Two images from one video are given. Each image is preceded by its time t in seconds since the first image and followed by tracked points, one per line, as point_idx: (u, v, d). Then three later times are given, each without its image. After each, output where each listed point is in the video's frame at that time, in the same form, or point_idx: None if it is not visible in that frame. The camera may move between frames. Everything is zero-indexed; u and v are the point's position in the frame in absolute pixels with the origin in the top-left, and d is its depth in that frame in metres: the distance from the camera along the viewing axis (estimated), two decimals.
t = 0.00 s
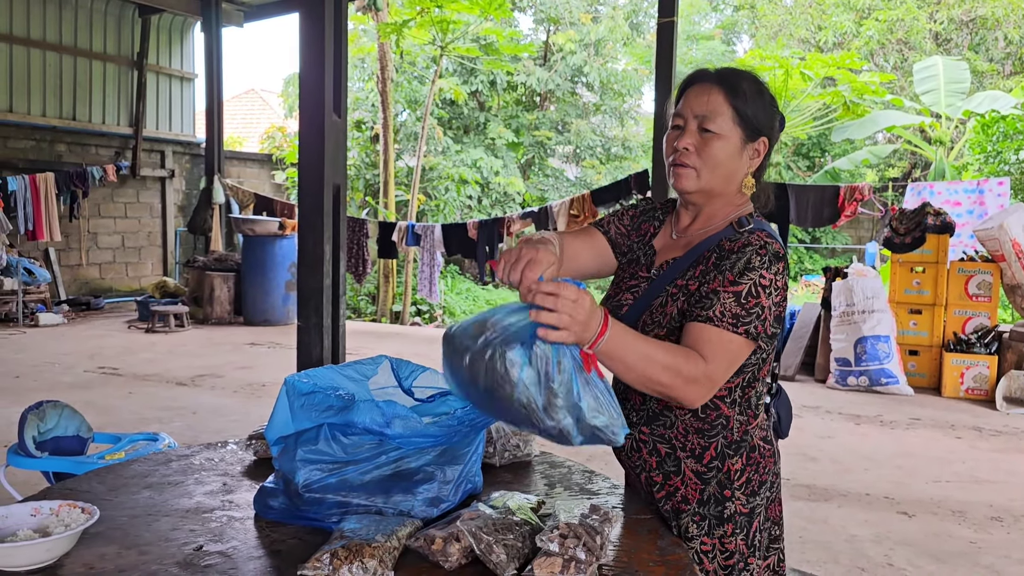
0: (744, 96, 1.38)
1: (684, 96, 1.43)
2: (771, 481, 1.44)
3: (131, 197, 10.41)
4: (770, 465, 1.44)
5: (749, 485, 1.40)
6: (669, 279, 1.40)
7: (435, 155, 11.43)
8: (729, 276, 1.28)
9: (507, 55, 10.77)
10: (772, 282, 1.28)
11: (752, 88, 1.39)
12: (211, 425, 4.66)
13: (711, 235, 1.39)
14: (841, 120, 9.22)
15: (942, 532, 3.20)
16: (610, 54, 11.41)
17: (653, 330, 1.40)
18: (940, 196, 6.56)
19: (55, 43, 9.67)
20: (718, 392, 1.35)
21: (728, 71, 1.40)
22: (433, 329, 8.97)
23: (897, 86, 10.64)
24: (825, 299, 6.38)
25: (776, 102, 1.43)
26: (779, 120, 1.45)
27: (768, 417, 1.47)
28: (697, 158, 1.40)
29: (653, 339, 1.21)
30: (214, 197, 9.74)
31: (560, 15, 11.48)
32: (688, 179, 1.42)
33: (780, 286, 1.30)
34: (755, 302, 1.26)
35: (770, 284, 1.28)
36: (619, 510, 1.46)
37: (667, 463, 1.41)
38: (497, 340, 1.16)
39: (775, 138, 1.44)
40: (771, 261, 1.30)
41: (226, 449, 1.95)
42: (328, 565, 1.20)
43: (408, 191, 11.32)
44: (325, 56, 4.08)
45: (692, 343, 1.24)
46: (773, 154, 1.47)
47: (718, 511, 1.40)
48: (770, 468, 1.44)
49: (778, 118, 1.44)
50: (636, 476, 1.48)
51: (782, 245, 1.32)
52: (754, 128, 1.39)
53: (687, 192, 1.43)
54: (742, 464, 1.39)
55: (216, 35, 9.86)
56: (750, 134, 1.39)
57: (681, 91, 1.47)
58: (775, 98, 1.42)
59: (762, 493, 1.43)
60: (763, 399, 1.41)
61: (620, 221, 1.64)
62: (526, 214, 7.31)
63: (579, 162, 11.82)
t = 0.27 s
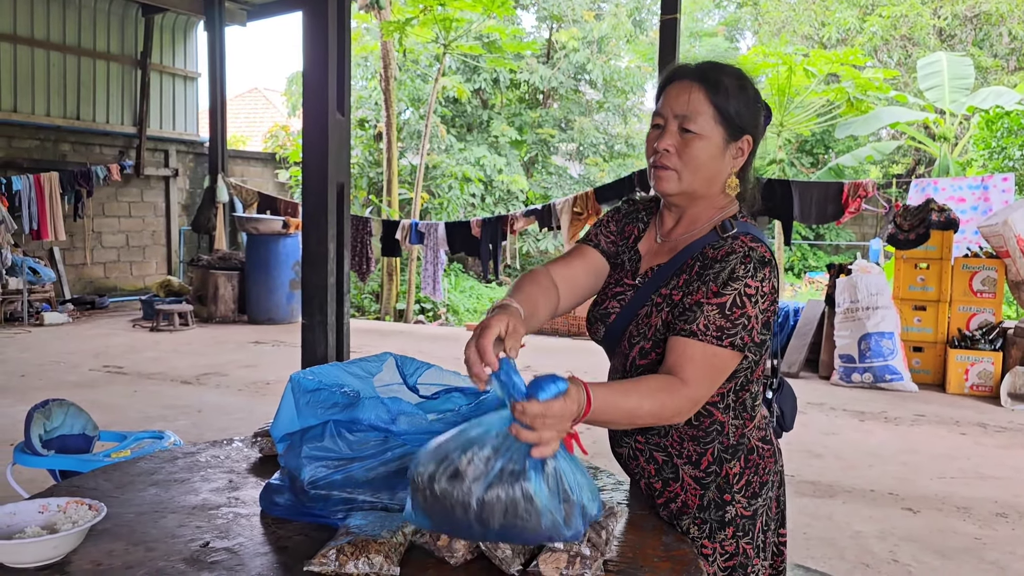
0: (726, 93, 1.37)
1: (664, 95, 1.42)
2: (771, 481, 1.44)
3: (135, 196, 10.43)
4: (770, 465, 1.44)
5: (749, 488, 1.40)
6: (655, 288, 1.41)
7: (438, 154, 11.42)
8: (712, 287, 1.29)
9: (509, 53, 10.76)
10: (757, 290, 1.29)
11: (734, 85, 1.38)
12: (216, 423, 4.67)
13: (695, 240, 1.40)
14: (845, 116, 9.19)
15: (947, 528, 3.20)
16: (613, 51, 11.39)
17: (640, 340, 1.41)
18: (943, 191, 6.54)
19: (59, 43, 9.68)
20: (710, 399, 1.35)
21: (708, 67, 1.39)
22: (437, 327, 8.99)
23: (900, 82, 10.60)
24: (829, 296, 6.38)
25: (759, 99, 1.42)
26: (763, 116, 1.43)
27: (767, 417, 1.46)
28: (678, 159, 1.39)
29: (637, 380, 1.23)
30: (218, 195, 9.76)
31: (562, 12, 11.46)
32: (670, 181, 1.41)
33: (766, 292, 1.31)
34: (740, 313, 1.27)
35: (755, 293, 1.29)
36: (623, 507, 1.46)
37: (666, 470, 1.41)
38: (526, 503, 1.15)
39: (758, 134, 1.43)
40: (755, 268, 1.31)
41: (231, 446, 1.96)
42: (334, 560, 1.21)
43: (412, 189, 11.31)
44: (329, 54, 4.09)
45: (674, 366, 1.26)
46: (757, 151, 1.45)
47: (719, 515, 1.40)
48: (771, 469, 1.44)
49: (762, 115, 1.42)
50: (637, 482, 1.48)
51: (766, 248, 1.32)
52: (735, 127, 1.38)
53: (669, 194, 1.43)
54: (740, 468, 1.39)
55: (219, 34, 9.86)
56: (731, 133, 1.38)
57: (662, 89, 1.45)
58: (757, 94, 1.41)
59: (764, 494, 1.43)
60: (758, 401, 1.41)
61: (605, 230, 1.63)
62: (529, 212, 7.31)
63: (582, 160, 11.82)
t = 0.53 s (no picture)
0: (693, 96, 1.29)
1: (630, 100, 1.34)
2: (770, 480, 1.43)
3: (139, 195, 10.45)
4: (768, 464, 1.42)
5: (747, 489, 1.39)
6: (634, 301, 1.35)
7: (441, 152, 11.42)
8: (690, 302, 1.25)
9: (513, 51, 10.75)
10: (737, 300, 1.25)
11: (700, 86, 1.30)
12: (220, 421, 4.68)
13: (671, 250, 1.33)
14: (849, 113, 9.17)
15: (951, 525, 3.20)
16: (616, 49, 11.39)
17: (622, 356, 1.36)
18: (948, 188, 6.53)
19: (63, 42, 9.70)
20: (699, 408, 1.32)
21: (674, 69, 1.31)
22: (441, 325, 9.00)
23: (905, 78, 10.58)
24: (833, 293, 6.36)
25: (730, 98, 1.34)
26: (734, 118, 1.36)
27: (763, 415, 1.44)
28: (648, 169, 1.31)
29: (621, 405, 1.20)
30: (221, 194, 9.79)
31: (565, 10, 11.45)
32: (641, 193, 1.34)
33: (747, 302, 1.26)
34: (721, 327, 1.23)
35: (735, 304, 1.25)
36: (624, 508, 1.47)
37: (663, 475, 1.41)
38: (571, 554, 1.15)
39: (731, 134, 1.35)
40: (734, 278, 1.25)
41: (236, 444, 1.96)
42: (338, 557, 1.22)
43: (415, 187, 11.32)
44: (332, 53, 4.09)
45: (656, 385, 1.23)
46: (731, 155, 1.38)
47: (717, 517, 1.39)
48: (769, 468, 1.42)
49: (732, 117, 1.35)
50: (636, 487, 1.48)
51: (744, 255, 1.27)
52: (705, 130, 1.30)
53: (641, 206, 1.36)
54: (736, 470, 1.37)
55: (222, 32, 9.86)
56: (701, 137, 1.31)
57: (627, 93, 1.38)
58: (727, 93, 1.33)
59: (763, 493, 1.41)
60: (753, 402, 1.39)
61: (583, 245, 1.53)
62: (533, 210, 7.30)
63: (585, 157, 11.82)
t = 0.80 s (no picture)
0: (652, 106, 1.25)
1: (592, 119, 1.31)
2: (771, 476, 1.43)
3: (145, 193, 10.49)
4: (769, 460, 1.42)
5: (749, 486, 1.39)
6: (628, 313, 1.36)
7: (446, 150, 11.44)
8: (688, 313, 1.25)
9: (517, 49, 10.75)
10: (734, 307, 1.25)
11: (659, 93, 1.25)
12: (226, 418, 4.71)
13: (660, 259, 1.33)
14: (853, 111, 9.16)
15: (954, 522, 3.20)
16: (621, 47, 11.41)
17: (620, 370, 1.36)
18: (952, 185, 6.53)
19: (69, 41, 9.74)
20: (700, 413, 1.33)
21: (629, 80, 1.27)
22: (446, 322, 9.02)
23: (909, 76, 10.55)
24: (837, 291, 6.36)
25: (693, 96, 1.29)
26: (701, 116, 1.31)
27: (762, 411, 1.43)
28: (621, 187, 1.30)
29: (626, 419, 1.20)
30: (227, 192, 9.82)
31: (569, 8, 11.46)
32: (619, 210, 1.33)
33: (743, 305, 1.26)
34: (720, 335, 1.23)
35: (732, 311, 1.25)
36: (625, 505, 1.49)
37: (667, 478, 1.41)
38: (566, 557, 1.11)
39: (702, 132, 1.31)
40: (729, 284, 1.25)
41: (241, 440, 1.98)
42: (343, 552, 1.24)
43: (420, 185, 11.33)
44: (336, 52, 4.10)
45: (663, 398, 1.23)
46: (705, 152, 1.34)
47: (719, 514, 1.40)
48: (770, 463, 1.43)
49: (699, 116, 1.30)
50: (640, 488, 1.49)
51: (735, 259, 1.27)
52: (672, 138, 1.27)
53: (622, 221, 1.35)
54: (738, 469, 1.38)
55: (227, 31, 9.89)
56: (668, 145, 1.27)
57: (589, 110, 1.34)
58: (691, 92, 1.28)
59: (764, 489, 1.42)
60: (752, 400, 1.39)
61: (570, 259, 1.52)
62: (537, 208, 7.31)
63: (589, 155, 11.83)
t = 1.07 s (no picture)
0: (619, 117, 1.26)
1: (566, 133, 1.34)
2: (770, 473, 1.45)
3: (150, 191, 10.54)
4: (767, 457, 1.44)
5: (748, 483, 1.42)
6: (622, 318, 1.37)
7: (449, 148, 11.45)
8: (682, 319, 1.25)
9: (520, 47, 10.76)
10: (727, 311, 1.26)
11: (626, 100, 1.26)
12: (232, 415, 4.75)
13: (651, 264, 1.34)
14: (857, 108, 9.15)
15: (955, 518, 3.22)
16: (624, 45, 11.44)
17: (618, 374, 1.38)
18: (955, 183, 6.46)
19: (75, 40, 9.78)
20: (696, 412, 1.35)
21: (597, 93, 1.28)
22: (450, 319, 9.05)
23: (913, 73, 10.53)
24: (840, 288, 6.37)
25: (664, 98, 1.29)
26: (673, 117, 1.31)
27: (761, 407, 1.45)
28: (600, 199, 1.33)
29: (627, 425, 1.22)
30: (232, 190, 9.86)
31: (573, 6, 11.46)
32: (603, 220, 1.36)
33: (736, 308, 1.28)
34: (717, 340, 1.24)
35: (725, 315, 1.26)
36: (626, 499, 1.52)
37: (667, 476, 1.44)
38: (564, 554, 1.14)
39: (676, 133, 1.31)
40: (720, 288, 1.26)
41: (247, 436, 2.01)
42: (347, 545, 1.26)
43: (424, 183, 11.36)
44: (340, 50, 4.12)
45: (667, 404, 1.25)
46: (684, 152, 1.34)
47: (718, 510, 1.42)
48: (769, 461, 1.44)
49: (671, 117, 1.30)
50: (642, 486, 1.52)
51: (724, 262, 1.28)
52: (642, 147, 1.28)
53: (608, 230, 1.38)
54: (736, 466, 1.40)
55: (232, 29, 9.94)
56: (639, 153, 1.28)
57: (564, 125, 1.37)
58: (660, 95, 1.28)
59: (763, 485, 1.44)
60: (750, 397, 1.40)
61: (564, 264, 1.54)
62: (540, 205, 7.34)
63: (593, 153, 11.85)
